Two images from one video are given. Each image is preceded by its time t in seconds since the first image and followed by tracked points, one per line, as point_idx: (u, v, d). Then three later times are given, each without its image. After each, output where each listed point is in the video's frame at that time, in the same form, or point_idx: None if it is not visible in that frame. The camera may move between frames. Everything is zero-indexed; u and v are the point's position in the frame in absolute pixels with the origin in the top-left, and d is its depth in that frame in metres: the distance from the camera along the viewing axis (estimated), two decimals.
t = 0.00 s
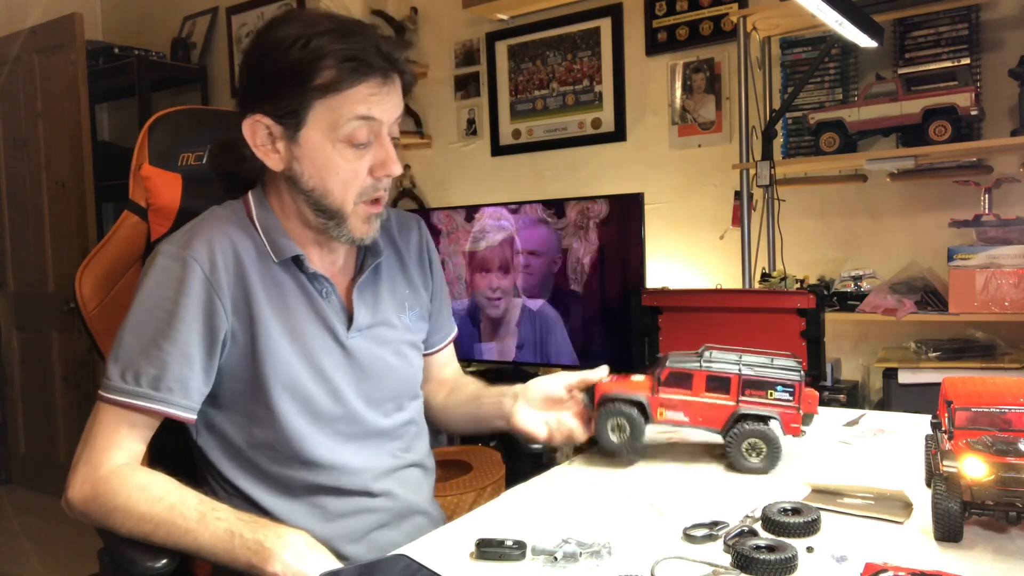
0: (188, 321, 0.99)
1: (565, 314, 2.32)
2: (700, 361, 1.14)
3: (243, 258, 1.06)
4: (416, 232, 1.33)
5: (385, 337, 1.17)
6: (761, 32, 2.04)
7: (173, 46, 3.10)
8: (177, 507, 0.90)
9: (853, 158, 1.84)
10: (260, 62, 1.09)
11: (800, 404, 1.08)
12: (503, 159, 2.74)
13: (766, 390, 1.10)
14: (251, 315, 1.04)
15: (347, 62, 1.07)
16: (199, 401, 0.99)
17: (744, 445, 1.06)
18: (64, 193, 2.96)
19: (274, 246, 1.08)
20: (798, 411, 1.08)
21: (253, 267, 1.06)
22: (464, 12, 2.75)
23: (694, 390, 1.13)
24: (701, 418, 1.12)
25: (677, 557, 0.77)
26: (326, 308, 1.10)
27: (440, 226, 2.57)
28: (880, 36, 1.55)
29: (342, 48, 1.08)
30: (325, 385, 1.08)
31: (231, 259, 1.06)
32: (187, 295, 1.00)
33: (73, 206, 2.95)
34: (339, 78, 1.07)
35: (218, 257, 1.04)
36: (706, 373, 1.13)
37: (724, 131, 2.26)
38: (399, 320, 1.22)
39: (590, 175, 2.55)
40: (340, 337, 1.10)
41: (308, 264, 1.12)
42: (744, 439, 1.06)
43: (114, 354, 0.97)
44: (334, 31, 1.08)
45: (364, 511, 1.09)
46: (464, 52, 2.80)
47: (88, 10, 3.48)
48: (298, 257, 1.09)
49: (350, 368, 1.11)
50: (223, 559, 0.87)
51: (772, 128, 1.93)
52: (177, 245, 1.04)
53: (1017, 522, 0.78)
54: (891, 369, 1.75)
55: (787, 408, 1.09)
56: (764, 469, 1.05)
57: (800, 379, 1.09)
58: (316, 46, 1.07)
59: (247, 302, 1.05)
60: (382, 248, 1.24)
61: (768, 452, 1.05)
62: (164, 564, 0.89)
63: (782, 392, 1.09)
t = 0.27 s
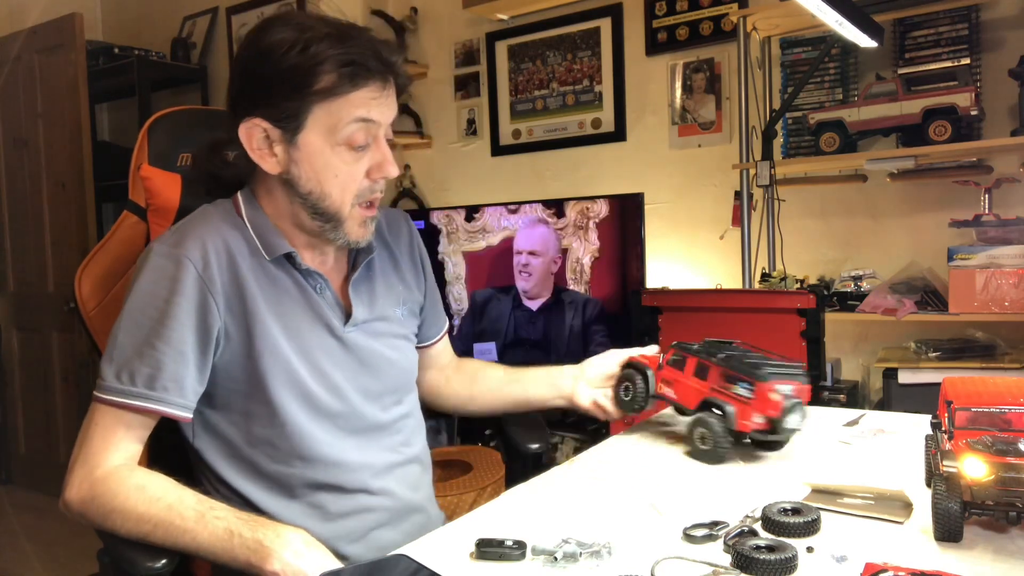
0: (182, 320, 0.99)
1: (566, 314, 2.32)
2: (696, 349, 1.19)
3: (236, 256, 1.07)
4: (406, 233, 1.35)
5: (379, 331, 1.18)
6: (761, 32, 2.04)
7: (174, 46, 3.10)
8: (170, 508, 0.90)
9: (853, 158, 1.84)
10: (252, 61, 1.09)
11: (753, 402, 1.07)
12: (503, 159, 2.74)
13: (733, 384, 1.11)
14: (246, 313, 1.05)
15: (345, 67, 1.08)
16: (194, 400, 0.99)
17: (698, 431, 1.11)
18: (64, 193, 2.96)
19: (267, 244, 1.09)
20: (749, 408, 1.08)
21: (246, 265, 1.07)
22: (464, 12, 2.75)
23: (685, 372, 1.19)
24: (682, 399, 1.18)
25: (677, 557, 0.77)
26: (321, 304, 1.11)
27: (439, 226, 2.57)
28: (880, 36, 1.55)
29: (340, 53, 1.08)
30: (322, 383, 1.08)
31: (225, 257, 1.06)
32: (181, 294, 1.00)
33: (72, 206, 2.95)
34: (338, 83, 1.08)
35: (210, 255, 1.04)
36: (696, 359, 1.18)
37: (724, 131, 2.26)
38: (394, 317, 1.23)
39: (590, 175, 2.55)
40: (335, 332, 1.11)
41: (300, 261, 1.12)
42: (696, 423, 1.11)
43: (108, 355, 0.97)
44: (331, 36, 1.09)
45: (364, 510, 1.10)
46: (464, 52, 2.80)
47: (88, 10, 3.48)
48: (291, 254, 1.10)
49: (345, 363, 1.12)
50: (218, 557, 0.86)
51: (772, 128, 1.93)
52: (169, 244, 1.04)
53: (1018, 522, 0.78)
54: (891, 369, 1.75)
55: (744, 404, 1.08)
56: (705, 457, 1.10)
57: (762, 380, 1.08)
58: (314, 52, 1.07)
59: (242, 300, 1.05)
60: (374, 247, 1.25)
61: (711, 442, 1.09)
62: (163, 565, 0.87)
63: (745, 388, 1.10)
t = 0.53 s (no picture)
0: (184, 317, 0.99)
1: (565, 313, 2.32)
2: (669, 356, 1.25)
3: (236, 253, 1.07)
4: (401, 234, 1.36)
5: (378, 327, 1.19)
6: (761, 32, 2.04)
7: (174, 46, 3.09)
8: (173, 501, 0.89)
9: (853, 158, 1.84)
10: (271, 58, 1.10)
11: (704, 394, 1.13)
12: (503, 159, 2.74)
13: (693, 380, 1.17)
14: (246, 310, 1.05)
15: (367, 64, 1.09)
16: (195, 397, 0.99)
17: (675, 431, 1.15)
18: (64, 193, 2.96)
19: (267, 240, 1.09)
20: (705, 402, 1.12)
21: (246, 263, 1.07)
22: (464, 12, 2.75)
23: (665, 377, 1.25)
24: (664, 402, 1.23)
25: (677, 557, 0.77)
26: (321, 300, 1.11)
27: (439, 225, 2.57)
28: (880, 36, 1.55)
29: (361, 51, 1.10)
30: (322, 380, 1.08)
31: (225, 254, 1.06)
32: (182, 291, 1.00)
33: (73, 206, 2.95)
34: (361, 79, 1.09)
35: (211, 253, 1.04)
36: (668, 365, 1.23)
37: (724, 131, 2.26)
38: (392, 312, 1.23)
39: (591, 174, 2.55)
40: (335, 328, 1.11)
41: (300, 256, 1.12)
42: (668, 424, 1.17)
43: (108, 353, 0.97)
44: (355, 37, 1.11)
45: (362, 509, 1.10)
46: (464, 52, 2.80)
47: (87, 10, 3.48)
48: (291, 249, 1.10)
49: (346, 359, 1.12)
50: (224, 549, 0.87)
51: (772, 128, 1.93)
52: (170, 242, 1.04)
53: (1018, 522, 0.78)
54: (891, 369, 1.75)
55: (702, 398, 1.13)
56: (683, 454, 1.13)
57: (708, 370, 1.13)
58: (336, 50, 1.08)
59: (243, 297, 1.05)
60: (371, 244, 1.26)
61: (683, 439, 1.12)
62: (164, 563, 0.86)
63: (702, 383, 1.15)
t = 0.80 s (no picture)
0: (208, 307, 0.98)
1: (564, 313, 2.32)
2: (668, 356, 1.25)
3: (249, 247, 1.07)
4: (395, 232, 1.36)
5: (382, 321, 1.19)
6: (761, 32, 2.04)
7: (174, 46, 3.09)
8: (231, 476, 0.89)
9: (853, 158, 1.84)
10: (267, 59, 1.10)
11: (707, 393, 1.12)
12: (503, 159, 2.74)
13: (694, 379, 1.16)
14: (263, 304, 1.05)
15: (366, 65, 1.09)
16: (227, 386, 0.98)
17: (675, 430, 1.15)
18: (64, 193, 2.96)
19: (274, 234, 1.09)
20: (708, 401, 1.12)
21: (260, 257, 1.07)
22: (464, 12, 2.75)
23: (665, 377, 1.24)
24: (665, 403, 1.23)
25: (677, 557, 0.77)
26: (329, 294, 1.12)
27: (438, 226, 2.57)
28: (880, 36, 1.55)
29: (361, 51, 1.10)
30: (337, 373, 1.09)
31: (238, 248, 1.06)
32: (204, 282, 0.99)
33: (73, 206, 2.95)
34: (362, 79, 1.09)
35: (226, 246, 1.04)
36: (668, 364, 1.23)
37: (724, 131, 2.26)
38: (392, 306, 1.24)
39: (591, 175, 2.55)
40: (345, 321, 1.12)
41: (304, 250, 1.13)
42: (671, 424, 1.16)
43: (134, 345, 0.95)
44: (355, 37, 1.11)
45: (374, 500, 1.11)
46: (464, 52, 2.80)
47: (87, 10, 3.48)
48: (298, 244, 1.10)
49: (355, 352, 1.13)
50: (304, 513, 0.89)
51: (772, 128, 1.93)
52: (184, 236, 1.03)
53: (1017, 522, 0.78)
54: (891, 369, 1.75)
55: (705, 398, 1.13)
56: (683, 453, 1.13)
57: (710, 370, 1.13)
58: (336, 52, 1.08)
59: (257, 290, 1.05)
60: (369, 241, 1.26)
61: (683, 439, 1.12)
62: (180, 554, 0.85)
63: (703, 382, 1.14)
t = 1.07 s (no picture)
0: (183, 316, 0.98)
1: (567, 311, 2.32)
2: (671, 356, 1.22)
3: (229, 255, 1.06)
4: (385, 231, 1.35)
5: (369, 324, 1.19)
6: (761, 32, 2.04)
7: (173, 46, 3.09)
8: (199, 491, 0.90)
9: (853, 158, 1.84)
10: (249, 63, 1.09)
11: (735, 396, 1.10)
12: (503, 159, 2.74)
13: (712, 383, 1.14)
14: (243, 311, 1.04)
15: (348, 71, 1.08)
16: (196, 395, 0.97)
17: (688, 434, 1.11)
18: (64, 193, 2.96)
19: (256, 241, 1.08)
20: (733, 404, 1.09)
21: (240, 264, 1.06)
22: (464, 12, 2.75)
23: (665, 381, 1.21)
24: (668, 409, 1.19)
25: (677, 557, 0.77)
26: (312, 299, 1.11)
27: (439, 225, 2.56)
28: (880, 36, 1.55)
29: (343, 58, 1.09)
30: (321, 378, 1.08)
31: (218, 255, 1.05)
32: (179, 292, 0.99)
33: (72, 206, 2.95)
34: (342, 86, 1.08)
35: (205, 254, 1.04)
36: (672, 366, 1.20)
37: (724, 131, 2.26)
38: (382, 310, 1.23)
39: (591, 175, 2.55)
40: (328, 326, 1.11)
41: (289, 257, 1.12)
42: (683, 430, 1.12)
43: (104, 355, 0.94)
44: (337, 44, 1.10)
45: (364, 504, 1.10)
46: (464, 52, 2.80)
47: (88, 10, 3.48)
48: (280, 251, 1.10)
49: (340, 356, 1.12)
50: (266, 531, 0.91)
51: (772, 128, 1.93)
52: (162, 245, 1.03)
53: (1017, 522, 0.78)
54: (891, 369, 1.75)
55: (728, 400, 1.10)
56: (700, 459, 1.09)
57: (737, 372, 1.11)
58: (319, 58, 1.07)
59: (237, 297, 1.05)
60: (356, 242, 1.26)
61: (702, 445, 1.09)
62: (165, 558, 0.87)
63: (724, 384, 1.12)
